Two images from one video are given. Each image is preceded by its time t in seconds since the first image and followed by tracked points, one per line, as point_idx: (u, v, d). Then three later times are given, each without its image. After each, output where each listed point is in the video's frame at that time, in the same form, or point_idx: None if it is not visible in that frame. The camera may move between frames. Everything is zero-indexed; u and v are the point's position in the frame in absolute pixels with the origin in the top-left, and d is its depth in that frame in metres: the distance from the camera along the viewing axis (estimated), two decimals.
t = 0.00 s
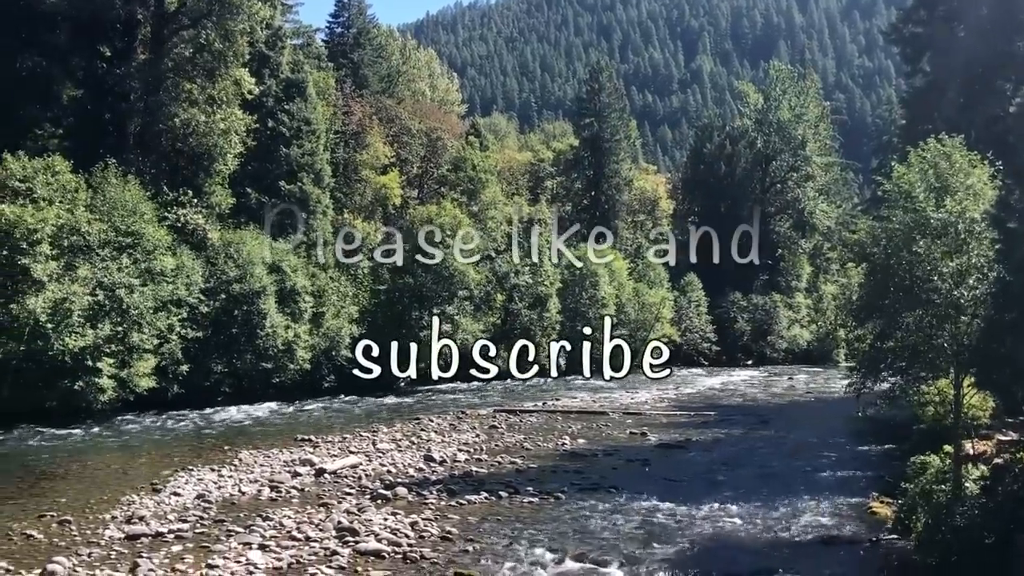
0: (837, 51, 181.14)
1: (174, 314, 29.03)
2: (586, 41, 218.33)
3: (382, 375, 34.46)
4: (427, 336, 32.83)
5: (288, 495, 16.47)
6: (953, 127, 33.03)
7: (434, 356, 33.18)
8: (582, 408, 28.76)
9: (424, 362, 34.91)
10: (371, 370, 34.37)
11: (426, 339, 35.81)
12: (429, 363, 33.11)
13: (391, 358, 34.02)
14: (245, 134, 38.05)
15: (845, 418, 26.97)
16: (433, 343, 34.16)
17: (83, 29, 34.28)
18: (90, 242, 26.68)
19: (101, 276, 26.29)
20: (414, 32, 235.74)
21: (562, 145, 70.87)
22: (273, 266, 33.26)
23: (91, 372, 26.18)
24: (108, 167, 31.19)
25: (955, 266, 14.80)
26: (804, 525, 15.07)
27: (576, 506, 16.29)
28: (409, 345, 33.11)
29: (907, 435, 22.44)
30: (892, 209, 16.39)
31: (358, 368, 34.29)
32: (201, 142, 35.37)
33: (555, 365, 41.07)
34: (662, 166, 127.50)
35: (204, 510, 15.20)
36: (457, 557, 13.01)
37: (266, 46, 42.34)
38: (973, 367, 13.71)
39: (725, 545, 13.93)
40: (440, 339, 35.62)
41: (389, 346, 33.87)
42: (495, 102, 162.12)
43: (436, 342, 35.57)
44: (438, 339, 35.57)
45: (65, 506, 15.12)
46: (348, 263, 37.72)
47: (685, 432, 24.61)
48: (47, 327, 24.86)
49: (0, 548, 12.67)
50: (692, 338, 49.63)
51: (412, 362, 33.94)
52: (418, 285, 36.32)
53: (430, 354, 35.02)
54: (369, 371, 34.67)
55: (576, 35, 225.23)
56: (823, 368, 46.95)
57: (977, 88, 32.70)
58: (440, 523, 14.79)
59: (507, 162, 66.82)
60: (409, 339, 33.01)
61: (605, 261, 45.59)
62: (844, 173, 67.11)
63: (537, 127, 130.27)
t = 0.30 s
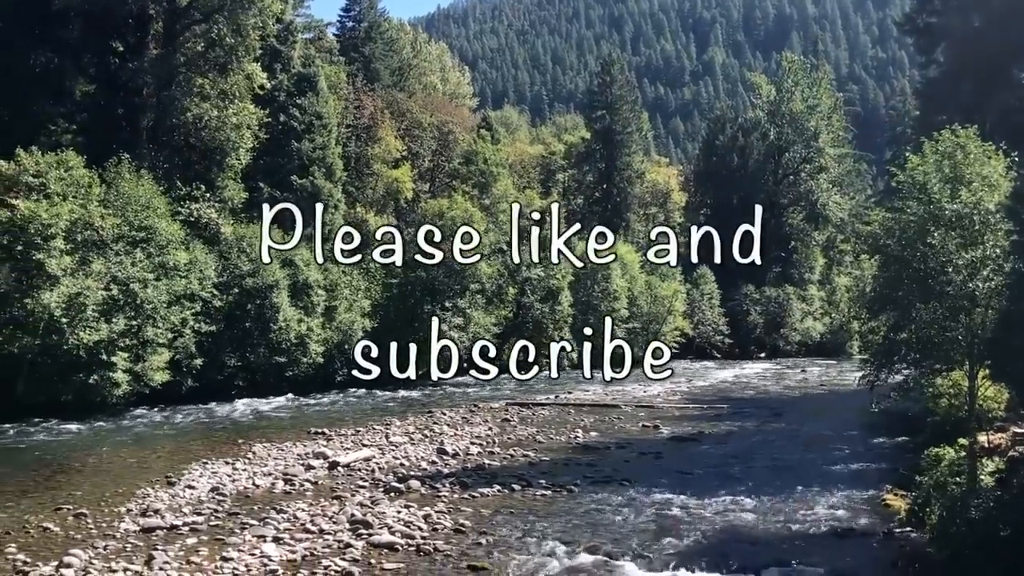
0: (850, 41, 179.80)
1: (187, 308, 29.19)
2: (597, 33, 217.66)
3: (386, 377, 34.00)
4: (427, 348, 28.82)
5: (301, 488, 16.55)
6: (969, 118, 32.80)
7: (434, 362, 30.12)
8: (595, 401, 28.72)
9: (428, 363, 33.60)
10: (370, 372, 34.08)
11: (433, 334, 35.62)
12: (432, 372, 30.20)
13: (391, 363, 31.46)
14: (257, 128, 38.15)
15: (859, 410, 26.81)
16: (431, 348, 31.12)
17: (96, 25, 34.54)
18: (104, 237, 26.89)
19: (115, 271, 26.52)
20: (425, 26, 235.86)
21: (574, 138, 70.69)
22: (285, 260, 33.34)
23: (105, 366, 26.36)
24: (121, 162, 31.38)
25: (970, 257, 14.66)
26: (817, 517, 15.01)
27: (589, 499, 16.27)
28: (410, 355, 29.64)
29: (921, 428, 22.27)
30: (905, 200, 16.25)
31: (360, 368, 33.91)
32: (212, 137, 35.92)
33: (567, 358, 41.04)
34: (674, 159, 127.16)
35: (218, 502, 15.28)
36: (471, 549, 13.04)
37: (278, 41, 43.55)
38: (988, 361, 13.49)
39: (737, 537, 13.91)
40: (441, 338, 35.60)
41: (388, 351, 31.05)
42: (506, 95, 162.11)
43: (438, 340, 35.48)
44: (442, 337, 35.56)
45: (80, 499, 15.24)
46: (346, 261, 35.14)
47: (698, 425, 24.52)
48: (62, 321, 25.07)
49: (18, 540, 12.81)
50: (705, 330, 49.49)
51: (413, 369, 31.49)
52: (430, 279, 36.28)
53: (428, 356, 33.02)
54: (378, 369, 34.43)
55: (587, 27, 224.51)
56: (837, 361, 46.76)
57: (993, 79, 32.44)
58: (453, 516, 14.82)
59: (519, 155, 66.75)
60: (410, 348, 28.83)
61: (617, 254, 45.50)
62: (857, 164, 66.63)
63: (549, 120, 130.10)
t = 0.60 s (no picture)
0: (865, 31, 178.16)
1: (202, 301, 29.33)
2: (610, 24, 216.79)
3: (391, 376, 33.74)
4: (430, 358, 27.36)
5: (316, 479, 16.61)
6: (986, 109, 32.46)
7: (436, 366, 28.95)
8: (609, 393, 28.67)
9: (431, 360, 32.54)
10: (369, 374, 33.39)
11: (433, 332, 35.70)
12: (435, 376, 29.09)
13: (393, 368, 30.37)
14: (270, 121, 38.26)
15: (874, 402, 26.63)
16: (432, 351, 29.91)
17: (110, 18, 35.08)
18: (119, 231, 27.09)
19: (130, 265, 26.72)
20: (438, 18, 235.83)
21: (587, 129, 70.50)
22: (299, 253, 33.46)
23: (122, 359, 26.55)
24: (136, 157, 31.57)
25: (988, 249, 14.46)
26: (832, 509, 14.93)
27: (603, 491, 16.24)
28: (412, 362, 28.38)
29: (938, 420, 22.06)
30: (921, 191, 16.08)
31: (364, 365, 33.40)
32: (227, 129, 35.59)
33: (580, 350, 40.97)
34: (688, 150, 126.62)
35: (233, 494, 15.37)
36: (485, 541, 13.06)
37: (291, 34, 43.83)
38: (1006, 353, 13.30)
39: (752, 530, 13.84)
40: (440, 338, 35.79)
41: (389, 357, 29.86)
42: (519, 87, 161.93)
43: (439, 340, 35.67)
44: (444, 337, 35.78)
45: (97, 491, 15.37)
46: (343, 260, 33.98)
47: (712, 417, 24.44)
48: (78, 314, 25.28)
49: (35, 531, 12.95)
50: (719, 323, 49.28)
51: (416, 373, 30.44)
52: (443, 271, 36.26)
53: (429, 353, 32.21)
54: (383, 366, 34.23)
55: (600, 19, 223.64)
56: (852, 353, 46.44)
57: (1011, 69, 32.06)
58: (467, 508, 14.84)
59: (532, 147, 66.65)
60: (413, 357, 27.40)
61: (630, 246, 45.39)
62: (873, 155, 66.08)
63: (562, 111, 129.82)
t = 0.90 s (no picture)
0: (882, 21, 176.46)
1: (217, 294, 29.39)
2: (624, 17, 215.89)
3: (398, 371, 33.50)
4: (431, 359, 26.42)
5: (331, 472, 16.67)
6: (1004, 100, 32.05)
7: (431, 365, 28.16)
8: (623, 386, 28.61)
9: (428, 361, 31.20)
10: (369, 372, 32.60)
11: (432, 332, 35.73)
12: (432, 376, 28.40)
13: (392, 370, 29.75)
14: (284, 115, 38.37)
15: (891, 395, 26.43)
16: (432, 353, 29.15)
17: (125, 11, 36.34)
18: (135, 225, 27.26)
19: (146, 259, 26.90)
20: (452, 11, 235.83)
21: (601, 122, 70.30)
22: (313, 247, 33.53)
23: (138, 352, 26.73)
24: (151, 151, 31.73)
25: (1006, 241, 14.20)
26: (848, 503, 14.81)
27: (616, 484, 16.19)
28: (412, 362, 27.89)
29: (955, 413, 21.87)
30: (938, 182, 15.89)
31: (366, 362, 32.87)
32: (239, 125, 35.75)
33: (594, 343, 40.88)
34: (702, 142, 126.03)
35: (249, 487, 15.44)
36: (500, 534, 13.05)
37: (304, 28, 44.04)
38: None
39: (767, 523, 13.75)
40: (440, 338, 35.88)
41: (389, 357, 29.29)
42: (532, 80, 161.79)
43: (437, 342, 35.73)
44: (443, 337, 35.92)
45: (114, 484, 15.50)
46: (342, 260, 33.24)
47: (727, 410, 24.33)
48: (94, 308, 25.47)
49: (54, 523, 13.08)
50: (733, 315, 49.03)
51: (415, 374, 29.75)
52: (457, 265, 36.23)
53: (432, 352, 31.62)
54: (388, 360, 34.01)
55: (614, 11, 222.79)
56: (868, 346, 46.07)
57: None
58: (481, 500, 14.85)
59: (545, 140, 66.55)
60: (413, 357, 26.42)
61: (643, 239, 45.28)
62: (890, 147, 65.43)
63: (576, 104, 129.57)
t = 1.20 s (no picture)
0: (899, 13, 174.83)
1: (233, 289, 29.45)
2: (638, 10, 215.06)
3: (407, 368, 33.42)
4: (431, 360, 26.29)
5: (347, 466, 16.71)
6: None
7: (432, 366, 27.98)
8: (638, 380, 28.54)
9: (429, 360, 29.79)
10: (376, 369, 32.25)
11: (432, 332, 35.82)
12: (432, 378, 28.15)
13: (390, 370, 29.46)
14: (299, 111, 38.46)
15: (907, 390, 26.23)
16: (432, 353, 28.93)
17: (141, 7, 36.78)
18: (151, 220, 27.46)
19: (162, 254, 27.09)
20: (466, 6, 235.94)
21: (615, 115, 70.09)
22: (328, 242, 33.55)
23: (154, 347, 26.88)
24: (167, 146, 31.90)
25: None
26: (865, 498, 14.68)
27: (631, 478, 16.15)
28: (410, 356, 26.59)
29: (973, 407, 21.67)
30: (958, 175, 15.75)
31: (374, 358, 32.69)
32: (258, 120, 35.40)
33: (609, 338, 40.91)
34: (717, 137, 125.49)
35: (265, 480, 15.52)
36: (515, 528, 13.03)
37: (319, 23, 44.26)
38: None
39: (782, 518, 13.66)
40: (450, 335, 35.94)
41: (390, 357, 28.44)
42: (546, 74, 161.58)
43: (438, 341, 35.76)
44: (442, 338, 36.02)
45: (131, 478, 15.61)
46: (341, 260, 32.86)
47: (743, 405, 24.23)
48: (111, 303, 25.61)
49: (72, 516, 13.17)
50: (748, 310, 48.80)
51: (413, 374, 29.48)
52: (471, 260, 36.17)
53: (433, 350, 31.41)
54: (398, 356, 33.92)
55: (628, 5, 221.97)
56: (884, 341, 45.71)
57: None
58: (496, 495, 14.83)
59: (560, 134, 66.38)
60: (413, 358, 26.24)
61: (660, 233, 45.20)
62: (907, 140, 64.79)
63: (589, 98, 129.27)
